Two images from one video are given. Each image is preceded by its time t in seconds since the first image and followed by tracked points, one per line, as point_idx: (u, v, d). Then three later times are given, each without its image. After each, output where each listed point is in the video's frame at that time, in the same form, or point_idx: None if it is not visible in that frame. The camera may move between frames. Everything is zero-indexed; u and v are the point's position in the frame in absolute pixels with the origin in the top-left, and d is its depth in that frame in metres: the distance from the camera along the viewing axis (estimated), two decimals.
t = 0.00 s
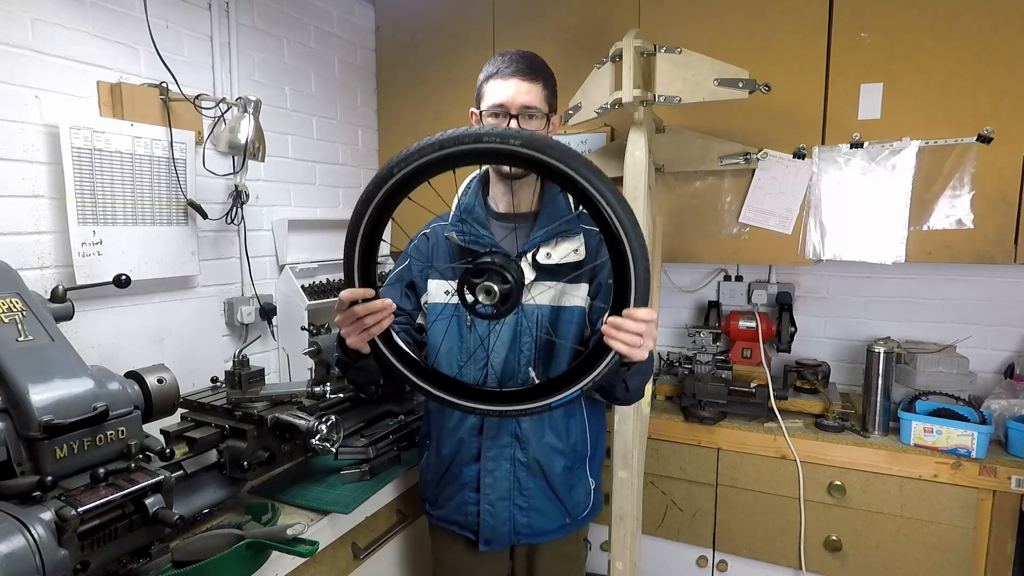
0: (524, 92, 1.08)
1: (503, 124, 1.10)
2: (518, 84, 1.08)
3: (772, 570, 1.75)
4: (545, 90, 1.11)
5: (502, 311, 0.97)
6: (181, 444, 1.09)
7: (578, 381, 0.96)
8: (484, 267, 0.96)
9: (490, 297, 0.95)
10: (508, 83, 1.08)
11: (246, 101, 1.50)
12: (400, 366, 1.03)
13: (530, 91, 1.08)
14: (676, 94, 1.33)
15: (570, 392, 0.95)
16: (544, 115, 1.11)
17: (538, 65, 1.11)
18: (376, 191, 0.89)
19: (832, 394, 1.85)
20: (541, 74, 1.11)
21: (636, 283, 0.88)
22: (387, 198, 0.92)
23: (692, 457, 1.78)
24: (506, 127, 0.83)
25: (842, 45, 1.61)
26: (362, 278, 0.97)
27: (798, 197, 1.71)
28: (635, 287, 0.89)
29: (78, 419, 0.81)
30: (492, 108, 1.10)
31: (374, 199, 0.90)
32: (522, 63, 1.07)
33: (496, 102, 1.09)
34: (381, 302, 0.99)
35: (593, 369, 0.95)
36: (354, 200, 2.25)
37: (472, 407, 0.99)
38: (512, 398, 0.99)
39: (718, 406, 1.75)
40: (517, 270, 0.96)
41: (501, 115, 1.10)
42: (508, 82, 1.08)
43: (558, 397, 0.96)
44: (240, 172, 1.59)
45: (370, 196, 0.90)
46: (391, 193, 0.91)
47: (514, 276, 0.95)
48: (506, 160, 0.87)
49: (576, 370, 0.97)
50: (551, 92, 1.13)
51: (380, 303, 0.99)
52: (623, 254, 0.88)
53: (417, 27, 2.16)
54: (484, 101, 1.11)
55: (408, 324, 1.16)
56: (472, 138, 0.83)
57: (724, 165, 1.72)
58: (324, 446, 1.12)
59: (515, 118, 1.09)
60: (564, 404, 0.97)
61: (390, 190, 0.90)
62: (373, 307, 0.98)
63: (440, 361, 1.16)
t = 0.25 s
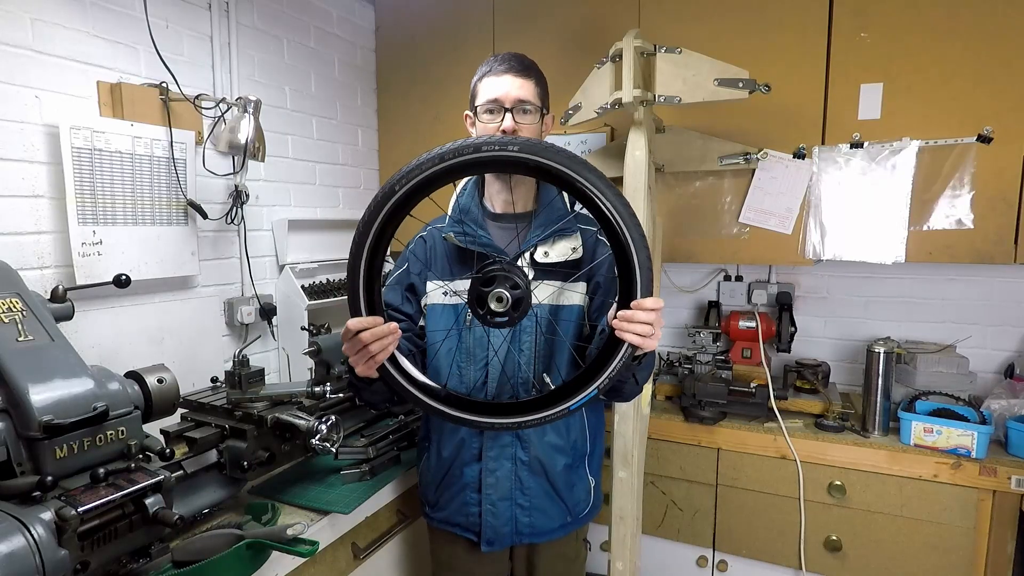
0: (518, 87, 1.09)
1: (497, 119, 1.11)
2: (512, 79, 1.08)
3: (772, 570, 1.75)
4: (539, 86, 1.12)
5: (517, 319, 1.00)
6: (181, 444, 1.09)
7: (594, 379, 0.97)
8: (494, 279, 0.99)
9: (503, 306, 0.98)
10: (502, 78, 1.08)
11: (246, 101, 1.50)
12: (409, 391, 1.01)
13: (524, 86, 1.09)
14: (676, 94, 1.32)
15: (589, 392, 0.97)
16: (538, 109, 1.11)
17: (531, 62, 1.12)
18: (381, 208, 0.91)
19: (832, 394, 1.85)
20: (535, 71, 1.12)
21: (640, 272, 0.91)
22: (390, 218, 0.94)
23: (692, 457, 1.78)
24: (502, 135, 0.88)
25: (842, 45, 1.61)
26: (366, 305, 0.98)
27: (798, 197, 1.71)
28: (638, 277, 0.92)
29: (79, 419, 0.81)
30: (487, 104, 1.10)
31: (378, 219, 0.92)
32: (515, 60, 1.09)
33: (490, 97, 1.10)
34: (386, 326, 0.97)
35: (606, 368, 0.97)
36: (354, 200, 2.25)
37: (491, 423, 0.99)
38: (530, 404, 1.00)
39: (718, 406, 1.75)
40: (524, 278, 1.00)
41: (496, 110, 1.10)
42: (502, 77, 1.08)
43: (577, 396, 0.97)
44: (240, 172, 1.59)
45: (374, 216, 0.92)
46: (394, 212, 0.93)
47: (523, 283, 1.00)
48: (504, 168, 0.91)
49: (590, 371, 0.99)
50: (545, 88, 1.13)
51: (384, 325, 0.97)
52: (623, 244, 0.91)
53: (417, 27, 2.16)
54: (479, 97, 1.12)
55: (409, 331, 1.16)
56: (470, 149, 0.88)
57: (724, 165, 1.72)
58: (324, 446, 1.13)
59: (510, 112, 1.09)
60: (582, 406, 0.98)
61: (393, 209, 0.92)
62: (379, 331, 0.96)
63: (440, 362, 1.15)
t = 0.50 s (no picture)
0: (512, 90, 1.08)
1: (492, 122, 1.11)
2: (507, 82, 1.08)
3: (772, 570, 1.75)
4: (535, 87, 1.11)
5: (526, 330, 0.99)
6: (181, 444, 1.09)
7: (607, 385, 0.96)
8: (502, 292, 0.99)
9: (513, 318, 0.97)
10: (496, 81, 1.08)
11: (246, 101, 1.50)
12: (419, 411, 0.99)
13: (518, 89, 1.09)
14: (676, 94, 1.32)
15: (604, 398, 0.96)
16: (532, 112, 1.10)
17: (527, 63, 1.11)
18: (382, 234, 0.91)
19: (832, 394, 1.85)
20: (531, 72, 1.11)
21: (642, 273, 0.90)
22: (391, 242, 0.93)
23: (692, 457, 1.78)
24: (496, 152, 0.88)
25: (842, 44, 1.61)
26: (376, 330, 0.97)
27: (798, 197, 1.71)
28: (641, 277, 0.90)
29: (79, 419, 0.81)
30: (481, 107, 1.10)
31: (379, 245, 0.92)
32: (510, 62, 1.08)
33: (485, 101, 1.10)
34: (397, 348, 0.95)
35: (617, 372, 0.96)
36: (354, 200, 2.25)
37: (507, 438, 0.97)
38: (544, 416, 0.98)
39: (718, 406, 1.75)
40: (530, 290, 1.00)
41: (490, 113, 1.10)
42: (496, 80, 1.08)
43: (591, 404, 0.96)
44: (240, 172, 1.59)
45: (375, 244, 0.91)
46: (395, 236, 0.93)
47: (530, 295, 0.99)
48: (500, 184, 0.91)
49: (601, 378, 0.98)
50: (540, 89, 1.12)
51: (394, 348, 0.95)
52: (622, 246, 0.90)
53: (417, 27, 2.16)
54: (475, 99, 1.12)
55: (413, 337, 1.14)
56: (466, 167, 0.88)
57: (724, 165, 1.72)
58: (324, 446, 1.13)
59: (503, 116, 1.09)
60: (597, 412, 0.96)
61: (394, 233, 0.92)
62: (390, 355, 0.94)
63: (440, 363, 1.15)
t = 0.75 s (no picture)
0: (474, 103, 1.06)
1: (459, 137, 1.09)
2: (468, 95, 1.06)
3: (772, 570, 1.75)
4: (497, 96, 1.07)
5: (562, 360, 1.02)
6: (181, 444, 1.09)
7: (637, 428, 0.95)
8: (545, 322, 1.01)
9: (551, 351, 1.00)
10: (459, 97, 1.06)
11: (246, 101, 1.50)
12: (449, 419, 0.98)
13: (480, 100, 1.06)
14: (676, 94, 1.33)
15: (631, 441, 0.94)
16: (497, 121, 1.06)
17: (494, 68, 1.08)
18: (440, 249, 0.90)
19: (832, 394, 1.85)
20: (497, 78, 1.07)
21: (687, 324, 0.89)
22: (447, 259, 0.92)
23: (692, 457, 1.78)
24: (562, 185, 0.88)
25: (842, 44, 1.61)
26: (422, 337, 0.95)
27: (798, 197, 1.71)
28: (685, 328, 0.90)
29: (79, 419, 0.81)
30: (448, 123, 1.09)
31: (437, 260, 0.91)
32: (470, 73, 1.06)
33: (451, 117, 1.08)
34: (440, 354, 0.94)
35: (648, 417, 0.94)
36: (354, 200, 2.25)
37: (530, 464, 0.96)
38: (572, 451, 0.97)
39: (718, 406, 1.75)
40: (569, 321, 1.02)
41: (456, 129, 1.09)
42: (457, 96, 1.07)
43: (618, 445, 0.94)
44: (240, 172, 1.59)
45: (432, 258, 0.91)
46: (452, 253, 0.92)
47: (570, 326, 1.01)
48: (558, 216, 0.91)
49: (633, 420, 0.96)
50: (508, 94, 1.08)
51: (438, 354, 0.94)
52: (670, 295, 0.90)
53: (417, 27, 2.16)
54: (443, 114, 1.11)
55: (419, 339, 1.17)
56: (531, 197, 0.88)
57: (724, 165, 1.71)
58: (324, 446, 1.13)
59: (467, 131, 1.07)
60: (624, 454, 0.94)
61: (451, 250, 0.91)
62: (436, 359, 0.94)
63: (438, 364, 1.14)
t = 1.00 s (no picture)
0: (439, 121, 1.07)
1: (435, 153, 1.11)
2: (431, 116, 1.07)
3: (773, 570, 1.75)
4: (462, 110, 1.07)
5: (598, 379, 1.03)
6: (181, 444, 1.09)
7: (670, 445, 0.96)
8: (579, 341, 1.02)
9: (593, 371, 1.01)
10: (423, 119, 1.08)
11: (246, 101, 1.50)
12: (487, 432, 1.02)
13: (444, 117, 1.06)
14: (676, 94, 1.33)
15: (665, 457, 0.96)
16: (465, 134, 1.07)
17: (451, 80, 1.07)
18: (482, 269, 0.97)
19: (832, 394, 1.85)
20: (455, 91, 1.07)
21: (720, 344, 0.91)
22: (489, 279, 0.98)
23: (692, 457, 1.78)
24: (596, 210, 0.94)
25: (842, 44, 1.61)
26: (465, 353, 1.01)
27: (798, 197, 1.71)
28: (717, 348, 0.92)
29: (79, 419, 0.81)
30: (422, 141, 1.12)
31: (479, 279, 0.97)
32: (429, 94, 1.06)
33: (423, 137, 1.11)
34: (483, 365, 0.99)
35: (682, 435, 0.95)
36: (354, 200, 2.25)
37: (564, 477, 1.00)
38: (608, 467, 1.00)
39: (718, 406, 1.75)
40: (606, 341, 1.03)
41: (430, 146, 1.11)
42: (423, 116, 1.08)
43: (652, 461, 0.97)
44: (240, 172, 1.59)
45: (475, 277, 0.97)
46: (492, 274, 0.98)
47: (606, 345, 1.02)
48: (593, 240, 0.96)
49: (668, 437, 0.98)
50: (471, 103, 1.07)
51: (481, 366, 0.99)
52: (703, 316, 0.92)
53: (417, 28, 2.16)
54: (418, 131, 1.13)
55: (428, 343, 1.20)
56: (567, 221, 0.94)
57: (724, 165, 1.71)
58: (324, 446, 1.13)
59: (440, 148, 1.09)
60: (658, 470, 0.97)
61: (492, 270, 0.97)
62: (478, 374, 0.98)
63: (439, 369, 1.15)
